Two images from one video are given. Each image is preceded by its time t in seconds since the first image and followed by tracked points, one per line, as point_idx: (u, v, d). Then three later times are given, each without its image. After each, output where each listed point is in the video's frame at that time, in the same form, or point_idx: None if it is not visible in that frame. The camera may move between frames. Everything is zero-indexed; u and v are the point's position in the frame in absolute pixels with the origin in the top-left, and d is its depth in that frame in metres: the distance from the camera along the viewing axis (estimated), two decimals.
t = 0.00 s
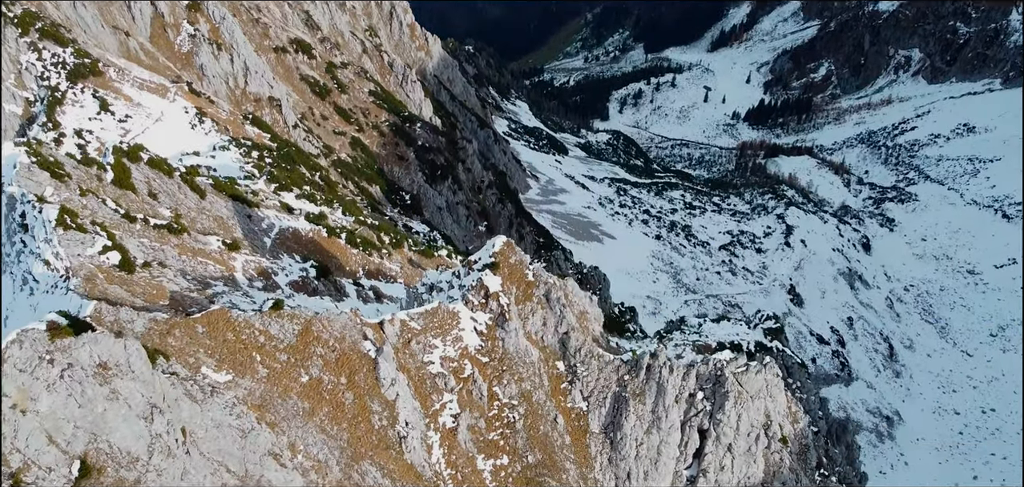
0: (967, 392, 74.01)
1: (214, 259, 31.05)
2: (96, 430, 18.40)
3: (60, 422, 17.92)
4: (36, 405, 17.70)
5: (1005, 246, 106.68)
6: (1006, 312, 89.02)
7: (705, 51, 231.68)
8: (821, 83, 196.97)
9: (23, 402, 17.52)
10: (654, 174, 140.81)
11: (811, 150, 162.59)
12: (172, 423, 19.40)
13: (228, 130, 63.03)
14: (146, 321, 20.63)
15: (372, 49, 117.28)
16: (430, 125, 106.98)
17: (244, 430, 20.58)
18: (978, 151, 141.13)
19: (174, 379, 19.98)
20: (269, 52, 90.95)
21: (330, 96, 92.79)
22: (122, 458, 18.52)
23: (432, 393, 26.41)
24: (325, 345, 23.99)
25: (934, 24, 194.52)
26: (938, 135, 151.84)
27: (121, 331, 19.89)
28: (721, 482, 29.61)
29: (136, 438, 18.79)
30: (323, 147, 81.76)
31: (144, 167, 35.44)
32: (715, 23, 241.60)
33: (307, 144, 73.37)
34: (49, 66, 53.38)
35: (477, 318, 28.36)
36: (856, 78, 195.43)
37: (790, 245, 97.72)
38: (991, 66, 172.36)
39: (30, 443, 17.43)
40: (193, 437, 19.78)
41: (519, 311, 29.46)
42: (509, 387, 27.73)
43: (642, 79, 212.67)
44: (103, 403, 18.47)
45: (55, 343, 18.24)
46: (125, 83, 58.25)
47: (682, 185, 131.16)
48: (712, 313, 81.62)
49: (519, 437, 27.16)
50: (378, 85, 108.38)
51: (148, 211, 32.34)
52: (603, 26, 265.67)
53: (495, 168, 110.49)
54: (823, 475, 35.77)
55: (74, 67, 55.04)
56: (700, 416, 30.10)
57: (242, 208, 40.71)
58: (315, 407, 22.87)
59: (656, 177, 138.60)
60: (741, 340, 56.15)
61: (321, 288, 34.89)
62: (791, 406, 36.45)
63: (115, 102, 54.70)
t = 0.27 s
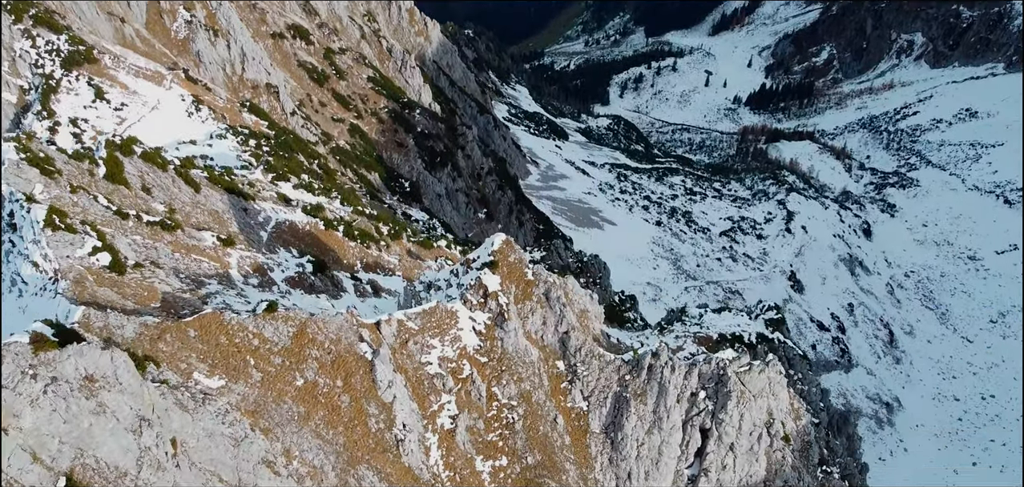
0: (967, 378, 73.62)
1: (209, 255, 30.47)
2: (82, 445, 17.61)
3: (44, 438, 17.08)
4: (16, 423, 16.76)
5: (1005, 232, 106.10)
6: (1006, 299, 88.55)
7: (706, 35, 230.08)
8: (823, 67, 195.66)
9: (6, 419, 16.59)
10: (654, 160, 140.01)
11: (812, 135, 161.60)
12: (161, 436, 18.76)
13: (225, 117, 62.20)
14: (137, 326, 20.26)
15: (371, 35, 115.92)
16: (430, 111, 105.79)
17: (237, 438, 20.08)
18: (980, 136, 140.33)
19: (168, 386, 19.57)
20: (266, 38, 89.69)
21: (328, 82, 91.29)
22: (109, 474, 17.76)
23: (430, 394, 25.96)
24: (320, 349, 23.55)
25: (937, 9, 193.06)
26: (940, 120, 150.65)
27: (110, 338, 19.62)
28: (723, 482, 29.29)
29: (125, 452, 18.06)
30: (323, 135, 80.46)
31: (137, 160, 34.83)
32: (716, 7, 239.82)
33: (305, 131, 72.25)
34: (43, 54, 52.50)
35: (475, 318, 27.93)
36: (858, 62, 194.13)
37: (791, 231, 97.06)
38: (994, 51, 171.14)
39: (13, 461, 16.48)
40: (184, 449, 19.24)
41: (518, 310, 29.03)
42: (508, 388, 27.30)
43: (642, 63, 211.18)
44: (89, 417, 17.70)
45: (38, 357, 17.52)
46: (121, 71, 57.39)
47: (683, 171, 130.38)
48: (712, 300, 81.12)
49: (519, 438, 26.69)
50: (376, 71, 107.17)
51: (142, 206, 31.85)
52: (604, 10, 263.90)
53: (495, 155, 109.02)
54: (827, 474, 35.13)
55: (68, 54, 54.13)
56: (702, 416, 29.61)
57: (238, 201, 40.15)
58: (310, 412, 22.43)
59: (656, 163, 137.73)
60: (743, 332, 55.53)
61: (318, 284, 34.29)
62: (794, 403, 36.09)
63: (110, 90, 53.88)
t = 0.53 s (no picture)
0: (967, 365, 73.27)
1: (203, 252, 29.98)
2: (68, 461, 17.09)
3: (28, 456, 16.58)
4: None
5: (1006, 218, 105.49)
6: (1006, 285, 88.06)
7: (707, 19, 228.41)
8: (825, 51, 194.37)
9: None
10: (655, 145, 139.09)
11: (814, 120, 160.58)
12: (150, 449, 18.19)
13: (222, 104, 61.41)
14: (128, 330, 19.81)
15: (370, 20, 114.58)
16: (429, 97, 104.85)
17: (229, 447, 19.56)
18: (983, 121, 139.43)
19: (159, 393, 19.17)
20: (264, 24, 88.45)
21: (327, 68, 90.16)
22: None
23: (428, 395, 25.57)
24: (315, 352, 23.12)
25: None
26: (942, 105, 149.40)
27: (99, 344, 19.13)
28: (726, 482, 28.81)
29: (112, 467, 17.54)
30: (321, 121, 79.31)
31: (130, 153, 34.25)
32: None
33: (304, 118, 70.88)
34: (37, 41, 51.61)
35: (474, 317, 27.60)
36: (860, 47, 192.76)
37: (792, 217, 96.42)
38: (997, 35, 169.82)
39: None
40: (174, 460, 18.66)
41: (518, 310, 28.66)
42: (508, 388, 26.88)
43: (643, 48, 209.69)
44: (75, 433, 17.21)
45: (19, 372, 17.00)
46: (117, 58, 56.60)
47: (683, 156, 129.59)
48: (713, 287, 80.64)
49: (518, 439, 26.25)
50: (375, 57, 106.01)
51: (134, 202, 31.34)
52: None
53: (495, 141, 107.99)
54: (829, 470, 34.06)
55: (63, 42, 53.28)
56: (704, 416, 29.24)
57: (235, 194, 39.67)
58: (306, 416, 22.02)
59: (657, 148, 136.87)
60: (743, 323, 55.05)
61: (315, 279, 33.76)
62: (796, 400, 35.75)
63: (105, 78, 53.09)
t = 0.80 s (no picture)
0: (967, 351, 72.96)
1: (197, 250, 29.49)
2: (54, 480, 16.45)
3: (11, 476, 15.83)
4: None
5: (1007, 204, 104.84)
6: (1006, 271, 87.66)
7: (708, 2, 226.66)
8: (827, 35, 192.96)
9: None
10: (656, 130, 138.07)
11: (815, 104, 159.52)
12: (138, 463, 17.75)
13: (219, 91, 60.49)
14: (116, 338, 19.31)
15: (368, 4, 113.24)
16: (429, 83, 103.87)
17: (222, 457, 19.26)
18: (985, 106, 138.51)
19: (151, 402, 18.81)
20: (261, 9, 87.26)
21: (325, 54, 88.98)
22: None
23: (425, 397, 25.12)
24: (311, 356, 22.66)
25: None
26: (944, 90, 148.21)
27: (87, 352, 18.66)
28: (726, 481, 28.58)
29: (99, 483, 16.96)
30: (320, 108, 78.37)
31: (124, 147, 33.68)
32: None
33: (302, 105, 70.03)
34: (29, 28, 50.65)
35: (472, 317, 27.08)
36: (862, 31, 191.24)
37: (793, 203, 95.74)
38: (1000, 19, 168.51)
39: None
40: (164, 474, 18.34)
41: (517, 310, 28.18)
42: (506, 389, 26.50)
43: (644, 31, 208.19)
44: (60, 450, 16.65)
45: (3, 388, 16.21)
46: (112, 45, 55.76)
47: (682, 141, 128.73)
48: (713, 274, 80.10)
49: (517, 440, 25.92)
50: (374, 42, 104.87)
51: (126, 198, 30.82)
52: None
53: (495, 127, 107.11)
54: (830, 466, 33.93)
55: (57, 29, 52.41)
56: (706, 416, 28.85)
57: (230, 187, 39.09)
58: (302, 421, 21.61)
59: (657, 133, 135.96)
60: (745, 315, 54.61)
61: (312, 275, 33.23)
62: (798, 397, 35.40)
63: (99, 66, 52.29)
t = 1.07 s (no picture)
0: (966, 337, 72.66)
1: (190, 247, 28.99)
2: None
3: None
4: None
5: (1009, 190, 104.25)
6: (1006, 257, 87.25)
7: None
8: (829, 20, 191.67)
9: None
10: (657, 115, 137.22)
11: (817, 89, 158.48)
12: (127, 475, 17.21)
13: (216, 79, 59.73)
14: (104, 346, 18.94)
15: None
16: (428, 69, 102.88)
17: (214, 467, 18.74)
18: (988, 91, 137.62)
19: (140, 411, 18.36)
20: None
21: (322, 41, 87.37)
22: None
23: (423, 399, 24.65)
24: (305, 361, 22.25)
25: None
26: (947, 75, 147.19)
27: (75, 362, 18.28)
28: (727, 481, 28.32)
29: None
30: (318, 95, 77.51)
31: (117, 141, 33.14)
32: None
33: (299, 92, 69.26)
34: (22, 15, 49.84)
35: (471, 318, 26.55)
36: (864, 15, 189.92)
37: (794, 189, 95.12)
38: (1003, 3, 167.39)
39: None
40: None
41: (516, 310, 27.72)
42: (505, 391, 26.11)
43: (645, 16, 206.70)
44: (43, 470, 16.10)
45: None
46: (106, 33, 55.01)
47: (683, 126, 127.93)
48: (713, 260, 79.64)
49: (516, 443, 25.60)
50: (372, 27, 103.82)
51: (119, 194, 30.34)
52: None
53: (494, 113, 106.28)
54: (833, 464, 33.79)
55: (50, 16, 51.61)
56: (708, 417, 28.50)
57: (226, 181, 38.60)
58: (297, 427, 21.23)
59: (658, 118, 135.11)
60: (745, 307, 54.20)
61: (309, 271, 32.75)
62: (800, 394, 35.07)
63: (94, 54, 51.55)
